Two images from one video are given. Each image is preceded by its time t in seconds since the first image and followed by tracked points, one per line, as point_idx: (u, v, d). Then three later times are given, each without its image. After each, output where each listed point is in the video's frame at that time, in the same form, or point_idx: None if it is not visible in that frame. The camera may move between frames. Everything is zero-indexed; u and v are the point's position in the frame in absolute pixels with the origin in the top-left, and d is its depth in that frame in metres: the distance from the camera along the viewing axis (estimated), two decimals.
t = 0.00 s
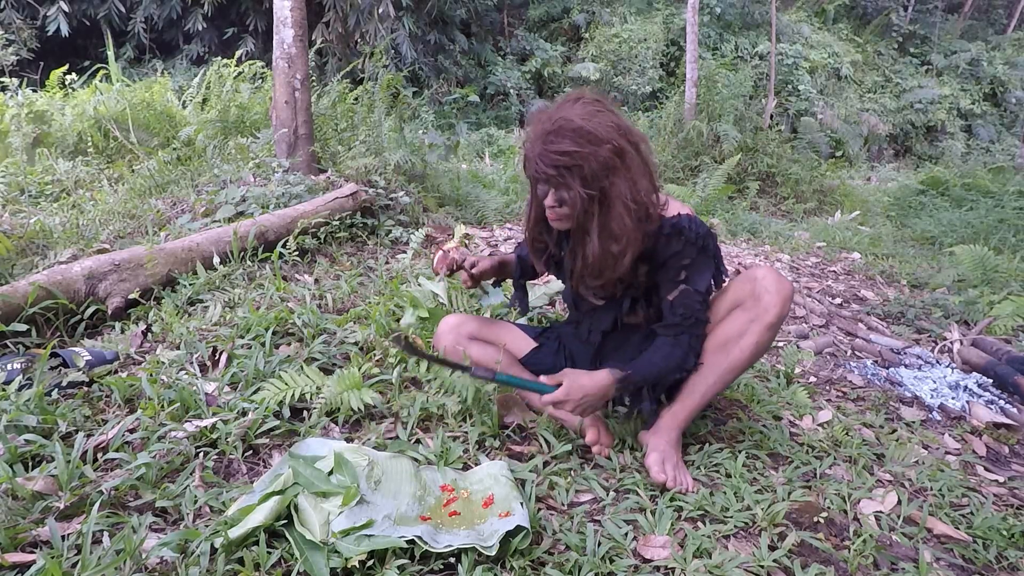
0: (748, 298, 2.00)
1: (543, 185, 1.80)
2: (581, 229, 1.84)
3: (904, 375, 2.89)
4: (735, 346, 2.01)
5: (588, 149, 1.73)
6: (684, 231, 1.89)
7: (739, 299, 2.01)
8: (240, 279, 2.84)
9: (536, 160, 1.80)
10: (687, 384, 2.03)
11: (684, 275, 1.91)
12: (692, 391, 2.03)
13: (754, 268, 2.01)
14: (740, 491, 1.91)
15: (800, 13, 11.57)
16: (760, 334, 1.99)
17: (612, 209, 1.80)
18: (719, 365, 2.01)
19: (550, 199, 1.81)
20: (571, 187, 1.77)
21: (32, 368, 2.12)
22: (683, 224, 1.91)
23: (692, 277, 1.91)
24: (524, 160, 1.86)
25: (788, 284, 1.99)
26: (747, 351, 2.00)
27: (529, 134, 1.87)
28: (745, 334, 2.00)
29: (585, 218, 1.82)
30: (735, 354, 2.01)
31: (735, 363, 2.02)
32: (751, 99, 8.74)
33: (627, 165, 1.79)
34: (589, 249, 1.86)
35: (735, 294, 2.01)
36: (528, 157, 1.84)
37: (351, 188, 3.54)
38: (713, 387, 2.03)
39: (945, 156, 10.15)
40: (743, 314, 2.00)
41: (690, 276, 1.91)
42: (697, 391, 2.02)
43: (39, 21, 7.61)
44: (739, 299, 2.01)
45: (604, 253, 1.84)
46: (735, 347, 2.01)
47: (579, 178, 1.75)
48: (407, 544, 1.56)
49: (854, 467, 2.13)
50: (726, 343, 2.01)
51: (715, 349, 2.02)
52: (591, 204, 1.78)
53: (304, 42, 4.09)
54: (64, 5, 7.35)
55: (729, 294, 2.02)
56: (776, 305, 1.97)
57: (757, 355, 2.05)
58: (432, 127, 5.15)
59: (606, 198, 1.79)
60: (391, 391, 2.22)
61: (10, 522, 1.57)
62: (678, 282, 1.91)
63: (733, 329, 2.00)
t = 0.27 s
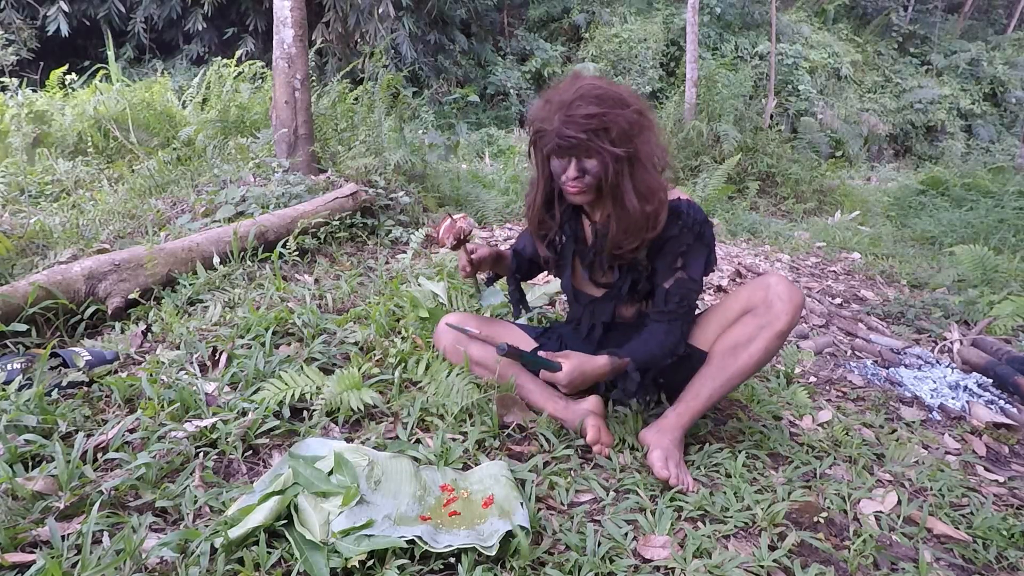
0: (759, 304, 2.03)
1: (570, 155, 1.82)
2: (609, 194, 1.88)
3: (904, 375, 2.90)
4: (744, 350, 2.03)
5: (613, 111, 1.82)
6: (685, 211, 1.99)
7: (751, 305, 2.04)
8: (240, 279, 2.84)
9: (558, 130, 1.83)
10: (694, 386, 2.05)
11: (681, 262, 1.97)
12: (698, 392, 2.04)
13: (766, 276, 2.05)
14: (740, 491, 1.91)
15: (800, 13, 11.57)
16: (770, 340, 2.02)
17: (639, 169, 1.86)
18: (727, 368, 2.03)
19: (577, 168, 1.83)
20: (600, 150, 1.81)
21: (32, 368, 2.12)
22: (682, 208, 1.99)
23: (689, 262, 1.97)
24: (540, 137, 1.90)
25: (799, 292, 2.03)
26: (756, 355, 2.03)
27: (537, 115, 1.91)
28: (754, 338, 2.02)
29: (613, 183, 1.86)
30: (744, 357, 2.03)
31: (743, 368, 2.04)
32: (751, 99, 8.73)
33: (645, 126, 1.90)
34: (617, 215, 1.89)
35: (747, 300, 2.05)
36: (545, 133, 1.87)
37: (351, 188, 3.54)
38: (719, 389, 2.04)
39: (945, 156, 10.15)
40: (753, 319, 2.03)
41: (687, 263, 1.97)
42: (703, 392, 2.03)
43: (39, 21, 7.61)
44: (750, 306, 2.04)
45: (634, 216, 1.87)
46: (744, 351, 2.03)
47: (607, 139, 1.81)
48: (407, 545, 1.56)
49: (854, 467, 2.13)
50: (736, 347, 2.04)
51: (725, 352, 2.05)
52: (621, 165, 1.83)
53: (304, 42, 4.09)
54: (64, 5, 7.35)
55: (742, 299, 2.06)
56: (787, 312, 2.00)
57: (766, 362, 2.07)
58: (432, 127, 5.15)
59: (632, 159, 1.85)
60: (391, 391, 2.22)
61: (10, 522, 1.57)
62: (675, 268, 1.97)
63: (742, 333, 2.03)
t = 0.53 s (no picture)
0: (761, 306, 2.02)
1: (581, 142, 1.85)
2: (617, 183, 1.90)
3: (904, 375, 2.90)
4: (744, 352, 2.03)
5: (623, 101, 1.86)
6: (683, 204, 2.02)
7: (753, 307, 2.04)
8: (240, 278, 2.84)
9: (567, 119, 1.86)
10: (695, 387, 2.05)
11: (679, 256, 1.99)
12: (698, 393, 2.04)
13: (768, 278, 2.05)
14: (740, 491, 1.91)
15: (800, 14, 11.58)
16: (770, 342, 2.01)
17: (646, 158, 1.90)
18: (727, 370, 2.04)
19: (587, 155, 1.85)
20: (611, 138, 1.84)
21: (32, 368, 2.12)
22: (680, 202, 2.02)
23: (687, 257, 1.99)
24: (547, 126, 1.92)
25: (801, 294, 2.02)
26: (757, 357, 2.03)
27: (542, 108, 1.93)
28: (756, 340, 2.02)
29: (622, 171, 1.89)
30: (745, 360, 2.03)
31: (744, 369, 2.04)
32: (751, 99, 8.74)
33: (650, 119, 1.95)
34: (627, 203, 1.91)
35: (749, 302, 2.04)
36: (553, 124, 1.89)
37: (351, 188, 3.54)
38: (719, 390, 2.04)
39: (945, 156, 10.15)
40: (755, 321, 2.02)
41: (685, 256, 1.99)
42: (704, 393, 2.04)
43: (39, 21, 7.61)
44: (752, 307, 2.04)
45: (644, 204, 1.89)
46: (746, 353, 2.03)
47: (617, 127, 1.85)
48: (407, 545, 1.56)
49: (854, 467, 2.13)
50: (736, 349, 2.04)
51: (725, 354, 2.05)
52: (631, 152, 1.87)
53: (304, 42, 4.09)
54: (64, 5, 7.35)
55: (743, 301, 2.05)
56: (787, 314, 1.99)
57: (767, 363, 2.07)
58: (432, 127, 5.15)
59: (640, 148, 1.89)
60: (391, 391, 2.22)
61: (10, 522, 1.57)
62: (674, 262, 1.99)
63: (744, 335, 2.03)
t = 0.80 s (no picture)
0: (765, 306, 2.03)
1: (584, 123, 1.89)
2: (617, 167, 1.95)
3: (904, 375, 2.89)
4: (749, 353, 2.04)
5: (624, 85, 1.93)
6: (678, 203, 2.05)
7: (757, 307, 2.04)
8: (240, 278, 2.84)
9: (569, 101, 1.90)
10: (700, 386, 2.05)
11: (672, 253, 2.01)
12: (704, 393, 2.04)
13: (771, 278, 2.05)
14: (740, 491, 1.91)
15: (800, 13, 11.57)
16: (774, 343, 2.02)
17: (644, 143, 1.96)
18: (732, 369, 2.04)
19: (589, 138, 1.90)
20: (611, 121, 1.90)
21: (32, 368, 2.12)
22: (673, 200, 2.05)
23: (679, 254, 2.01)
24: (548, 108, 1.96)
25: (804, 294, 2.03)
26: (761, 357, 2.03)
27: (543, 92, 1.98)
28: (760, 340, 2.03)
29: (622, 156, 1.94)
30: (749, 360, 2.03)
31: (747, 369, 2.05)
32: (751, 99, 8.73)
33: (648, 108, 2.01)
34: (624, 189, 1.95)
35: (752, 302, 2.05)
36: (554, 106, 1.93)
37: (351, 188, 3.54)
38: (723, 390, 2.04)
39: (945, 156, 10.14)
40: (759, 321, 2.03)
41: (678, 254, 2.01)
42: (708, 394, 2.03)
43: (39, 21, 7.61)
44: (756, 308, 2.04)
45: (643, 189, 1.95)
46: (749, 353, 2.03)
47: (619, 110, 1.91)
48: (407, 545, 1.55)
49: (854, 467, 2.13)
50: (741, 349, 2.04)
51: (729, 354, 2.05)
52: (631, 136, 1.92)
53: (304, 42, 4.09)
54: (64, 5, 7.35)
55: (746, 301, 2.06)
56: (792, 315, 2.00)
57: (770, 364, 2.07)
58: (432, 127, 5.15)
59: (639, 132, 1.95)
60: (391, 391, 2.22)
61: (10, 522, 1.57)
62: (667, 259, 2.01)
63: (748, 335, 2.04)
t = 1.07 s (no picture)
0: (759, 301, 2.02)
1: (583, 117, 1.89)
2: (616, 161, 1.95)
3: (904, 375, 2.89)
4: (745, 350, 2.03)
5: (622, 79, 1.93)
6: (672, 200, 2.05)
7: (751, 303, 2.03)
8: (240, 279, 2.84)
9: (569, 95, 1.90)
10: (699, 385, 2.05)
11: (666, 250, 2.01)
12: (703, 392, 2.04)
13: (764, 273, 2.04)
14: (740, 491, 1.91)
15: (800, 13, 11.57)
16: (769, 339, 2.01)
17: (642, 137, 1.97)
18: (729, 367, 2.04)
19: (588, 132, 1.90)
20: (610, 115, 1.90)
21: (32, 368, 2.12)
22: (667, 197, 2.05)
23: (674, 251, 2.01)
24: (545, 102, 1.95)
25: (797, 287, 2.02)
26: (758, 353, 2.02)
27: (540, 86, 1.97)
28: (756, 337, 2.02)
29: (621, 150, 1.94)
30: (746, 357, 2.03)
31: (745, 366, 2.04)
32: (751, 99, 8.73)
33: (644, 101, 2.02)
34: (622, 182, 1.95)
35: (747, 298, 2.04)
36: (553, 100, 1.92)
37: (351, 188, 3.54)
38: (722, 388, 2.04)
39: (945, 156, 10.14)
40: (754, 317, 2.02)
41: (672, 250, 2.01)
42: (706, 394, 2.03)
43: (39, 21, 7.61)
44: (751, 303, 2.03)
45: (641, 183, 1.95)
46: (746, 350, 2.03)
47: (618, 104, 1.91)
48: (408, 545, 1.55)
49: (854, 467, 2.13)
50: (737, 346, 2.04)
51: (727, 352, 2.05)
52: (630, 130, 1.93)
53: (304, 42, 4.09)
54: (64, 5, 7.35)
55: (740, 297, 2.05)
56: (786, 309, 1.99)
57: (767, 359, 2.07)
58: (432, 127, 5.14)
59: (637, 126, 1.96)
60: (391, 391, 2.23)
61: (10, 522, 1.57)
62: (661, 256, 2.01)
63: (743, 332, 2.03)
